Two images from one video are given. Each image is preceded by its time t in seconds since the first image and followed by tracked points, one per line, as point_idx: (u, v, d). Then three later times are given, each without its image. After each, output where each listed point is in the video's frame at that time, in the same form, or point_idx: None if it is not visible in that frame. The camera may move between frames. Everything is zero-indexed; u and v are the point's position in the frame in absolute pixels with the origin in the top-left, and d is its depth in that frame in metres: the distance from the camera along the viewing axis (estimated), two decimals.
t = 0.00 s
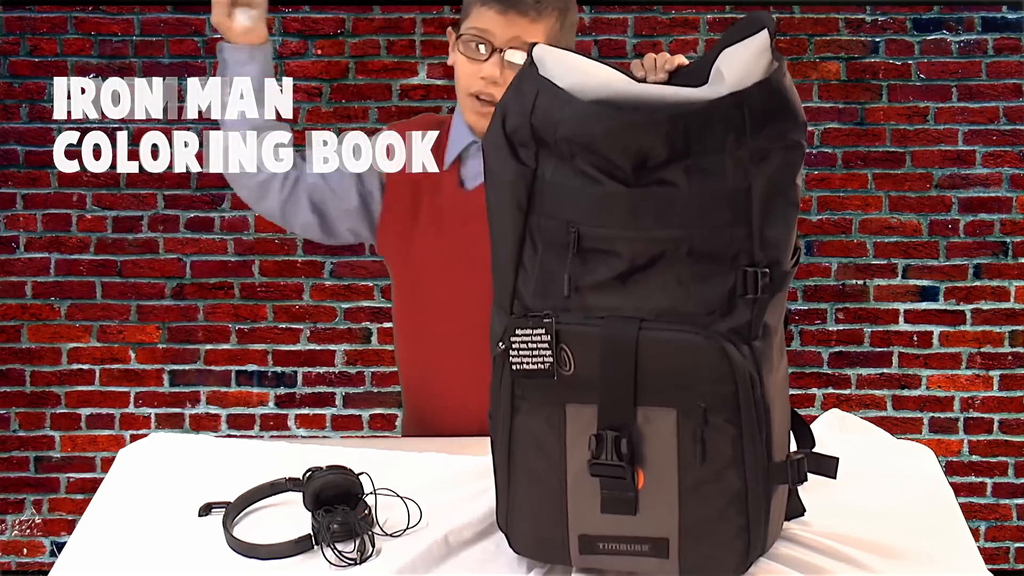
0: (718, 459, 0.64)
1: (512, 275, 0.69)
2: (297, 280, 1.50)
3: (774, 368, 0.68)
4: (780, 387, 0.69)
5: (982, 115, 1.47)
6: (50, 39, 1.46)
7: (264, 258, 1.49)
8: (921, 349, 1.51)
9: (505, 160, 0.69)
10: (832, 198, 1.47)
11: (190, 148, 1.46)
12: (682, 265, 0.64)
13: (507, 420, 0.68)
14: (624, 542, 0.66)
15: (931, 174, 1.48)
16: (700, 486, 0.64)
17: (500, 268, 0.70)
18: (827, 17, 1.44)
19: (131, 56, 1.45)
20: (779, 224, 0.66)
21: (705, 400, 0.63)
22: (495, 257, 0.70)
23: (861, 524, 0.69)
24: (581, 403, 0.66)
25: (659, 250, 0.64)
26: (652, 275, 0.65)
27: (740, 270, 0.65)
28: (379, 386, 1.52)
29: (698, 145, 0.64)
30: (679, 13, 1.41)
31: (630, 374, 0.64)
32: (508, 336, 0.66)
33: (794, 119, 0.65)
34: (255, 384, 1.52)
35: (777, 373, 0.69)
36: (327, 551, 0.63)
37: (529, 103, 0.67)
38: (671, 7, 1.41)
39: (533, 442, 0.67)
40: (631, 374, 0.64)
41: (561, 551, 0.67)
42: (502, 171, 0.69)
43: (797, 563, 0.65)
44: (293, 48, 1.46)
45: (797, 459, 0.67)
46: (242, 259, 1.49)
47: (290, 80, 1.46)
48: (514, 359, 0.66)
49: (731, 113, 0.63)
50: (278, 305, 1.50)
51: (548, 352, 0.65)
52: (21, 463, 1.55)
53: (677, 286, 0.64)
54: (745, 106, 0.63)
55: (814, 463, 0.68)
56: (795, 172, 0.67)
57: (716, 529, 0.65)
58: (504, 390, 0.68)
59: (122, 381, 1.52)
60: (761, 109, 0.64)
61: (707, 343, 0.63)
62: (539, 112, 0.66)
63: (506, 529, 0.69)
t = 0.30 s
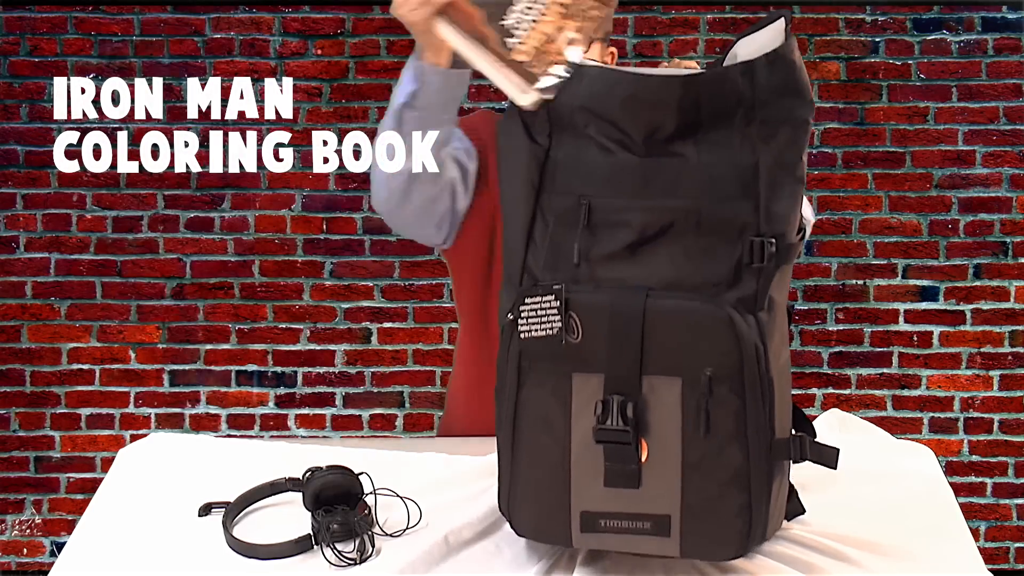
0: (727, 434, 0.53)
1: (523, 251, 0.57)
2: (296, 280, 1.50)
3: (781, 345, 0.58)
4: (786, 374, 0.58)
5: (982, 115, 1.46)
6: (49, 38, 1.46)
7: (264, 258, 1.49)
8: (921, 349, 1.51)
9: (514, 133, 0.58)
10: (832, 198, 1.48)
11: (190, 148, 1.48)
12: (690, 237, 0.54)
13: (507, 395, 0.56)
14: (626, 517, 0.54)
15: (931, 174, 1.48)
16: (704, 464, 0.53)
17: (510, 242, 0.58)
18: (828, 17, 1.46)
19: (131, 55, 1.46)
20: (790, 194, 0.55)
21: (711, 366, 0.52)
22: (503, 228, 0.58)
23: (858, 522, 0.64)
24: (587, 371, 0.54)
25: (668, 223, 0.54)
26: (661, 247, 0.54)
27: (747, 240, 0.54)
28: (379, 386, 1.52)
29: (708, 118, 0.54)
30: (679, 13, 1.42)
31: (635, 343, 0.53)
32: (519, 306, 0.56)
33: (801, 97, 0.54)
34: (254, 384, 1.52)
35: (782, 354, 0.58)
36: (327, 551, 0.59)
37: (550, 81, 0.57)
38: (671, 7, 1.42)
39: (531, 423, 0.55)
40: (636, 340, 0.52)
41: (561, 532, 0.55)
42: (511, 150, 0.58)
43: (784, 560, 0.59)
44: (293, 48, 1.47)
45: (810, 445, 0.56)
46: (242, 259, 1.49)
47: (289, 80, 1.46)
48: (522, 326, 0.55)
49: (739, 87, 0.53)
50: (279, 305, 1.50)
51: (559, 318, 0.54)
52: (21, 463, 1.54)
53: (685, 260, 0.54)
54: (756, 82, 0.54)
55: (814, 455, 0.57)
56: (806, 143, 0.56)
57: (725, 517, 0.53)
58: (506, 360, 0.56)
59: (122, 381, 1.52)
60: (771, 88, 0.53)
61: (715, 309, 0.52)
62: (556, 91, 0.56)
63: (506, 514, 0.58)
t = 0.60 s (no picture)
0: (732, 424, 0.52)
1: (530, 243, 0.57)
2: (297, 280, 1.50)
3: (784, 340, 0.58)
4: (788, 369, 0.58)
5: (982, 115, 1.46)
6: (50, 38, 1.46)
7: (264, 258, 1.49)
8: (921, 349, 1.51)
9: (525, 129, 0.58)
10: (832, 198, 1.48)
11: (190, 148, 1.48)
12: (696, 230, 0.54)
13: (512, 385, 0.56)
14: (628, 510, 0.54)
15: (931, 174, 1.48)
16: (706, 454, 0.53)
17: (517, 237, 0.58)
18: (828, 17, 1.46)
19: (131, 56, 1.47)
20: (794, 190, 0.55)
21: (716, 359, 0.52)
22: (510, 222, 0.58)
23: (858, 522, 0.64)
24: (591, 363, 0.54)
25: (675, 214, 0.54)
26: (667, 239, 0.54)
27: (752, 233, 0.54)
28: (379, 386, 1.52)
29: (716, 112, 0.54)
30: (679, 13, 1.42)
31: (640, 332, 0.52)
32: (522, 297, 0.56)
33: (806, 93, 0.55)
34: (254, 384, 1.52)
35: (786, 350, 0.58)
36: (328, 551, 0.59)
37: (562, 81, 0.58)
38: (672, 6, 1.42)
39: (536, 412, 0.55)
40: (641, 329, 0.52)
41: (563, 522, 0.55)
42: (521, 145, 0.58)
43: (782, 559, 0.58)
44: (293, 48, 1.46)
45: (812, 442, 0.56)
46: (242, 259, 1.49)
47: (289, 80, 1.47)
48: (527, 316, 0.55)
49: (749, 84, 0.54)
50: (279, 305, 1.50)
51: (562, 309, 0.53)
52: (21, 463, 1.54)
53: (691, 253, 0.54)
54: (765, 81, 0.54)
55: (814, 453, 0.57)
56: (809, 143, 0.56)
57: (727, 509, 0.53)
58: (512, 350, 0.56)
59: (122, 381, 1.52)
60: (777, 85, 0.54)
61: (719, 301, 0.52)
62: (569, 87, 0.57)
63: (507, 506, 0.57)
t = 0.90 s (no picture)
0: (734, 430, 0.53)
1: (532, 246, 0.57)
2: (297, 280, 1.50)
3: (787, 345, 0.57)
4: (791, 375, 0.58)
5: (982, 115, 1.46)
6: (50, 38, 1.46)
7: (264, 258, 1.49)
8: (921, 349, 1.51)
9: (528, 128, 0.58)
10: (832, 198, 1.48)
11: (190, 148, 1.48)
12: (699, 234, 0.54)
13: (515, 387, 0.56)
14: (629, 514, 0.54)
15: (931, 174, 1.48)
16: (708, 459, 0.53)
17: (519, 240, 0.58)
18: (828, 17, 1.46)
19: (131, 55, 1.47)
20: (799, 195, 0.55)
21: (719, 364, 0.52)
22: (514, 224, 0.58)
23: (859, 522, 0.64)
24: (594, 366, 0.54)
25: (679, 218, 0.54)
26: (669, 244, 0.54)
27: (756, 239, 0.54)
28: (379, 386, 1.52)
29: (721, 117, 0.54)
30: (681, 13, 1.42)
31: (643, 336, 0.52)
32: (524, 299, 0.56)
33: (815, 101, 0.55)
34: (254, 384, 1.52)
35: (789, 357, 0.58)
36: (328, 551, 0.59)
37: (565, 81, 0.57)
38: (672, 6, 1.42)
39: (538, 414, 0.55)
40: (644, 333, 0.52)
41: (564, 523, 0.55)
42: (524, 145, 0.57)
43: (784, 559, 0.58)
44: (293, 48, 1.46)
45: (815, 446, 0.56)
46: (242, 259, 1.49)
47: (289, 80, 1.47)
48: (530, 320, 0.55)
49: (756, 90, 0.54)
50: (279, 305, 1.50)
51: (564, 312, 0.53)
52: (20, 463, 1.54)
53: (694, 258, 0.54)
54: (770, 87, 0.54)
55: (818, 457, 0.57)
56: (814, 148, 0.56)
57: (728, 515, 0.53)
58: (514, 352, 0.56)
59: (122, 381, 1.52)
60: (784, 91, 0.54)
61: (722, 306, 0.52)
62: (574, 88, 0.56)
63: (508, 506, 0.57)
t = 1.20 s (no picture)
0: (735, 422, 0.52)
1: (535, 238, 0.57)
2: (296, 280, 1.50)
3: (787, 341, 0.57)
4: (791, 369, 0.58)
5: (982, 115, 1.46)
6: (50, 38, 1.46)
7: (263, 258, 1.49)
8: (921, 349, 1.51)
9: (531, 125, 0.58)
10: (832, 198, 1.48)
11: (190, 148, 1.48)
12: (701, 228, 0.54)
13: (516, 377, 0.56)
14: (628, 505, 0.54)
15: (931, 174, 1.48)
16: (708, 451, 0.53)
17: (521, 232, 0.58)
18: (828, 17, 1.46)
19: (131, 56, 1.47)
20: (800, 190, 0.56)
21: (719, 355, 0.52)
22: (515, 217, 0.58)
23: (858, 522, 0.64)
24: (594, 357, 0.54)
25: (681, 211, 0.54)
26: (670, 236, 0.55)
27: (756, 232, 0.54)
28: (379, 386, 1.52)
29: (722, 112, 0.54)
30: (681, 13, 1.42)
31: (644, 327, 0.52)
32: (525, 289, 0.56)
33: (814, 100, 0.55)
34: (254, 384, 1.52)
35: (791, 352, 0.58)
36: (327, 551, 0.59)
37: (559, 80, 0.58)
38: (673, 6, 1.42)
39: (539, 404, 0.55)
40: (646, 323, 0.52)
41: (563, 515, 0.55)
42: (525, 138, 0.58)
43: (782, 559, 0.58)
44: (293, 48, 1.46)
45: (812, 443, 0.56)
46: (242, 259, 1.49)
47: (289, 80, 1.47)
48: (531, 309, 0.55)
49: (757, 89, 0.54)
50: (278, 305, 1.50)
51: (566, 302, 0.53)
52: (21, 463, 1.54)
53: (695, 250, 0.54)
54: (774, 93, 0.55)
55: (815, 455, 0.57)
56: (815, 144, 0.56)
57: (727, 508, 0.53)
58: (516, 341, 0.56)
59: (122, 381, 1.52)
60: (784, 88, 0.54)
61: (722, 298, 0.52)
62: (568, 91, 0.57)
63: (508, 498, 0.57)
